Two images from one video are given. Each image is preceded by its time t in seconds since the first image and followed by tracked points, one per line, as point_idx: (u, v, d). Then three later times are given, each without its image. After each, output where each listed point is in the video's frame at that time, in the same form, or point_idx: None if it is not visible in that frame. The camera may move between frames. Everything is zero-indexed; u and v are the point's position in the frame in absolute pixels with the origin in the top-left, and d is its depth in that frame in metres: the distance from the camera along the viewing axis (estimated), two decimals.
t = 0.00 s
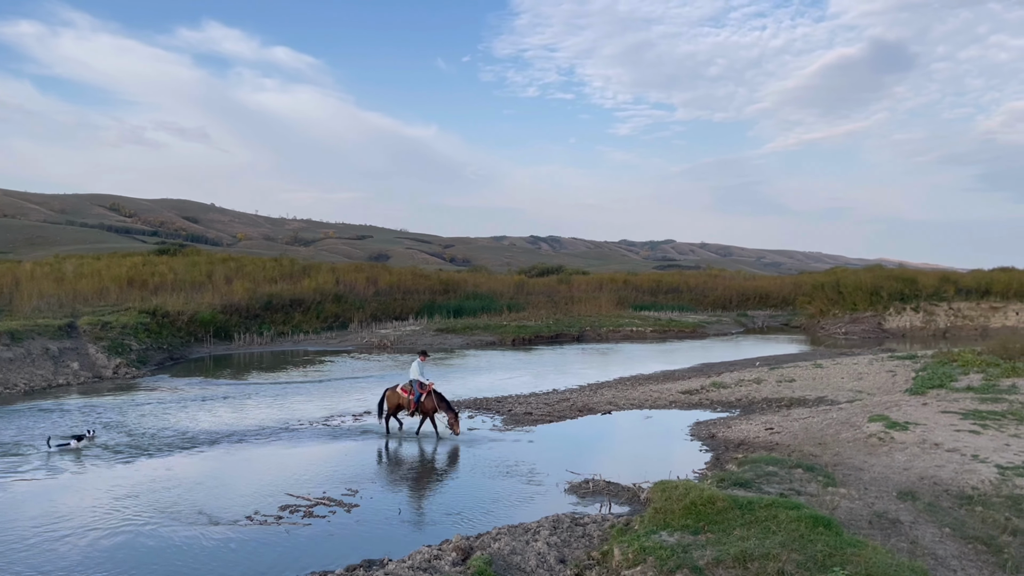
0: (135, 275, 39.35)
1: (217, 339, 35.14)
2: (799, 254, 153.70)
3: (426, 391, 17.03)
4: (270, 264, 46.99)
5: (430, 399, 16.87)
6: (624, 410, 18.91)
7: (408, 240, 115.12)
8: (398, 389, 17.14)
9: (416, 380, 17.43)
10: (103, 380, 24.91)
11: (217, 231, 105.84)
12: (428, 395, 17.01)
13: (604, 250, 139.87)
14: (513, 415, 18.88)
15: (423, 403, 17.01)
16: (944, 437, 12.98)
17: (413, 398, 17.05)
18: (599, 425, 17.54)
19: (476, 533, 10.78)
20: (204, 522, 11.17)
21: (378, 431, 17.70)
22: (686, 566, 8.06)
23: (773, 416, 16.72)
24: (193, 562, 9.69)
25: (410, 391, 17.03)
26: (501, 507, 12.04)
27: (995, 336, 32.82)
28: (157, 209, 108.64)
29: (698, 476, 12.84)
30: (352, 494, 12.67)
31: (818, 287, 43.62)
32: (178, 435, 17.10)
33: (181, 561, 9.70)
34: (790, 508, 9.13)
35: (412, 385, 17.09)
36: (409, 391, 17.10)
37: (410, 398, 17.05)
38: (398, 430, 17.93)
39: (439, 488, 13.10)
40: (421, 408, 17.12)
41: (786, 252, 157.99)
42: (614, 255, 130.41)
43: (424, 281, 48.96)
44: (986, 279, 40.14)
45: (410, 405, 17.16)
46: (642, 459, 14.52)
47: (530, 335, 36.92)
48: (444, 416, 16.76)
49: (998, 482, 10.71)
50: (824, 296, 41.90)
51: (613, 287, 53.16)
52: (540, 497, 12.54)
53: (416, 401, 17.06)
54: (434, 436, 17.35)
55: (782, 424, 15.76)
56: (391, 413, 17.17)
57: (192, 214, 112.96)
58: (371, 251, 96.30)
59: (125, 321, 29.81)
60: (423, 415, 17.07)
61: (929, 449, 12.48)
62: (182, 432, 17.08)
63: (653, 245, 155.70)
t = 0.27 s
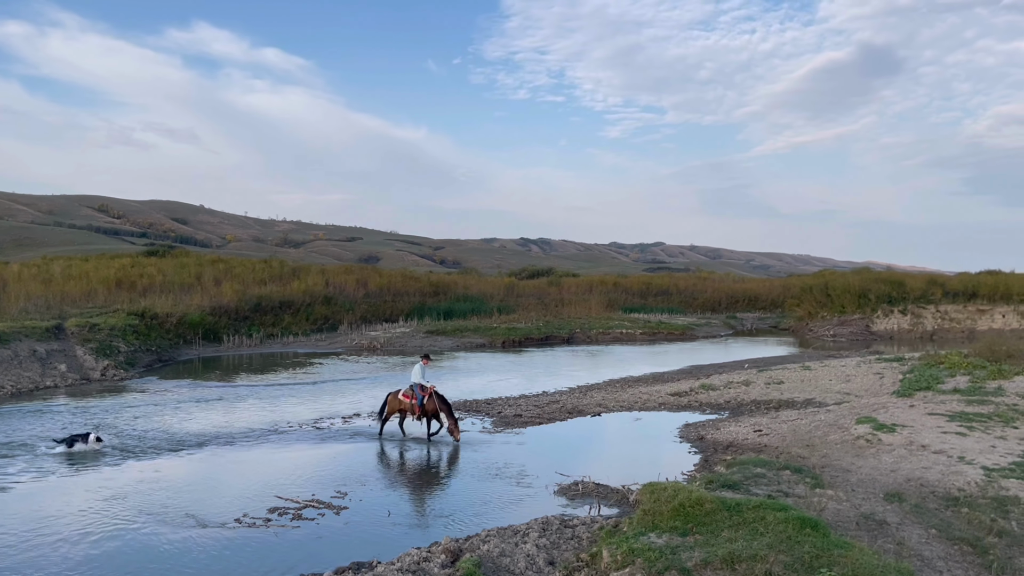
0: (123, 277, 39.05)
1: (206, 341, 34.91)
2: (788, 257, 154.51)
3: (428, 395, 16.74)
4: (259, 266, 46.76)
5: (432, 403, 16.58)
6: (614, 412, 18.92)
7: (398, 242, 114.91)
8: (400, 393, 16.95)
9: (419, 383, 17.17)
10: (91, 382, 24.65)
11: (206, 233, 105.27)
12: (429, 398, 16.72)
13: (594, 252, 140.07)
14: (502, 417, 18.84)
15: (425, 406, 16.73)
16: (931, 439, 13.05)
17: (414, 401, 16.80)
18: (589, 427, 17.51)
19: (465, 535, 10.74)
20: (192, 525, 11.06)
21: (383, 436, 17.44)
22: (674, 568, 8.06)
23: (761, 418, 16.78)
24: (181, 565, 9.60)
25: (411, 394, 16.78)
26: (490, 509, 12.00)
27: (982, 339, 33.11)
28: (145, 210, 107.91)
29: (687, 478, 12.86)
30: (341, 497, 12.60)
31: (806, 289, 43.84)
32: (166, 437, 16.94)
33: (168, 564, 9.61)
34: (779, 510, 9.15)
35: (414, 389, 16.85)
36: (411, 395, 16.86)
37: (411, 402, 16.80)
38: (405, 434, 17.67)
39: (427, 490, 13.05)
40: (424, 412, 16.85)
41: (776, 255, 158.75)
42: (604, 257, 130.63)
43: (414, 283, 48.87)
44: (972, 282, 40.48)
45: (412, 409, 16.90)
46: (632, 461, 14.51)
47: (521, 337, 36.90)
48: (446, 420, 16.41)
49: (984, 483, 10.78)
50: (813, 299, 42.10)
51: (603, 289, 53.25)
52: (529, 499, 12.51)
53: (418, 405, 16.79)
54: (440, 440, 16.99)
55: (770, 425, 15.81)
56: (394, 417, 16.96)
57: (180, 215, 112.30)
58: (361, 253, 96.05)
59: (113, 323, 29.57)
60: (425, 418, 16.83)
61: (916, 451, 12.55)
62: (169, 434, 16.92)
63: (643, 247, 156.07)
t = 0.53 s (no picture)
0: (116, 279, 38.89)
1: (199, 343, 34.78)
2: (780, 260, 155.06)
3: (433, 397, 16.65)
4: (252, 268, 46.63)
5: (436, 405, 16.47)
6: (607, 415, 18.93)
7: (392, 244, 114.80)
8: (405, 395, 16.90)
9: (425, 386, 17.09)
10: (83, 384, 24.49)
11: (199, 235, 104.88)
12: (434, 401, 16.61)
13: (588, 255, 140.14)
14: (496, 420, 18.83)
15: (430, 409, 16.63)
16: (922, 441, 13.11)
17: (420, 404, 16.71)
18: (581, 430, 17.54)
19: (458, 537, 10.72)
20: (184, 528, 11.01)
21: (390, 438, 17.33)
22: (666, 570, 8.06)
23: (754, 420, 16.82)
24: (173, 568, 9.55)
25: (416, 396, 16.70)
26: (482, 512, 11.99)
27: (973, 342, 33.29)
28: (138, 212, 107.47)
29: (679, 480, 12.88)
30: (334, 499, 12.56)
31: (799, 292, 43.97)
32: (160, 440, 16.89)
33: (160, 566, 9.56)
34: (770, 512, 9.17)
35: (419, 391, 16.78)
36: (416, 397, 16.78)
37: (416, 404, 16.72)
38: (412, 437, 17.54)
39: (420, 492, 13.02)
40: (429, 414, 16.75)
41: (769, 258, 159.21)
42: (598, 260, 130.81)
43: (407, 286, 48.82)
44: (963, 285, 40.66)
45: (418, 411, 16.82)
46: (625, 463, 14.52)
47: (514, 340, 36.88)
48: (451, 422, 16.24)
49: (974, 485, 10.84)
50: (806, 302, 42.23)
51: (596, 292, 53.29)
52: (522, 502, 12.49)
53: (424, 407, 16.70)
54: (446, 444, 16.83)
55: (763, 428, 15.85)
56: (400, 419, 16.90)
57: (174, 217, 111.92)
58: (354, 255, 95.87)
59: (106, 325, 29.44)
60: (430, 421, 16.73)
61: (907, 453, 12.60)
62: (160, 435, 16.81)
63: (637, 250, 156.31)
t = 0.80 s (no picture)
0: (110, 282, 38.75)
1: (194, 346, 34.66)
2: (776, 263, 155.43)
3: (442, 402, 16.50)
4: (248, 270, 46.53)
5: (446, 410, 16.32)
6: (603, 418, 18.90)
7: (388, 247, 114.69)
8: (413, 399, 16.71)
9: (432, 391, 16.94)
10: (77, 388, 24.35)
11: (194, 237, 104.63)
12: (442, 405, 16.48)
13: (583, 257, 140.26)
14: (491, 423, 18.78)
15: (438, 414, 16.47)
16: (917, 445, 13.12)
17: (428, 408, 16.54)
18: (577, 433, 17.52)
19: (453, 541, 10.67)
20: (178, 531, 10.94)
21: (395, 443, 17.14)
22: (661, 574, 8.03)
23: (749, 423, 16.82)
24: (166, 571, 9.48)
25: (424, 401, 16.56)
26: (478, 515, 11.94)
27: (968, 345, 33.40)
28: (133, 214, 107.17)
29: (675, 483, 12.86)
30: (329, 503, 12.50)
31: (794, 295, 44.05)
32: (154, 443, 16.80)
33: (153, 570, 9.49)
34: (766, 515, 9.16)
35: (427, 396, 16.61)
36: (424, 401, 16.61)
37: (424, 409, 16.55)
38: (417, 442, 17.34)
39: (415, 495, 12.98)
40: (437, 419, 16.59)
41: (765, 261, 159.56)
42: (594, 262, 130.94)
43: (403, 289, 48.76)
44: (958, 288, 40.78)
45: (426, 416, 16.69)
46: (621, 466, 14.49)
47: (510, 343, 36.86)
48: (459, 427, 16.10)
49: (969, 488, 10.85)
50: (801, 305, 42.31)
51: (592, 295, 53.31)
52: (518, 505, 12.45)
53: (432, 412, 16.54)
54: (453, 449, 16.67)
55: (758, 431, 15.85)
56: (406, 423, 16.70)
57: (169, 219, 111.65)
58: (350, 258, 95.75)
59: (100, 328, 29.31)
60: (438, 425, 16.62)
61: (902, 456, 12.61)
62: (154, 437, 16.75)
63: (633, 253, 156.46)
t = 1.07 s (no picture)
0: (106, 284, 38.65)
1: (189, 349, 34.56)
2: (772, 265, 155.67)
3: (451, 405, 16.39)
4: (243, 273, 46.44)
5: (456, 413, 16.23)
6: (599, 420, 18.88)
7: (384, 249, 114.61)
8: (420, 402, 16.51)
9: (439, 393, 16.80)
10: (72, 391, 24.26)
11: (190, 240, 104.40)
12: (450, 408, 16.34)
13: (580, 260, 140.33)
14: (487, 425, 18.76)
15: (448, 417, 16.36)
16: (913, 447, 13.13)
17: (437, 412, 16.39)
18: (574, 435, 17.50)
19: (449, 543, 10.64)
20: (173, 534, 10.89)
21: (399, 445, 17.00)
22: None
23: (745, 426, 16.82)
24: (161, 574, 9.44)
25: (432, 404, 16.39)
26: (474, 517, 11.92)
27: (963, 348, 33.43)
28: (129, 216, 106.89)
29: (672, 486, 12.86)
30: (325, 506, 12.45)
31: (790, 298, 44.11)
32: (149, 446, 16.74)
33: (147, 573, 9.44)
34: (762, 517, 9.15)
35: (435, 399, 16.45)
36: (432, 404, 16.44)
37: (433, 412, 16.39)
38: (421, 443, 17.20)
39: (411, 498, 12.96)
40: (445, 422, 16.49)
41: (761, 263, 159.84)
42: (590, 265, 131.03)
43: (399, 291, 48.70)
44: (954, 291, 40.89)
45: (434, 419, 16.53)
46: (618, 469, 14.46)
47: (506, 345, 36.83)
48: (469, 429, 16.08)
49: (964, 491, 10.86)
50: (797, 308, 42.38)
51: (588, 297, 53.33)
52: (514, 508, 12.42)
53: (440, 415, 16.41)
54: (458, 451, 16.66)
55: (754, 433, 15.86)
56: (413, 426, 16.51)
57: (164, 221, 111.37)
58: (346, 260, 95.66)
59: (95, 331, 29.22)
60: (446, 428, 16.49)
61: (898, 458, 12.62)
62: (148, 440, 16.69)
63: (629, 255, 156.63)
